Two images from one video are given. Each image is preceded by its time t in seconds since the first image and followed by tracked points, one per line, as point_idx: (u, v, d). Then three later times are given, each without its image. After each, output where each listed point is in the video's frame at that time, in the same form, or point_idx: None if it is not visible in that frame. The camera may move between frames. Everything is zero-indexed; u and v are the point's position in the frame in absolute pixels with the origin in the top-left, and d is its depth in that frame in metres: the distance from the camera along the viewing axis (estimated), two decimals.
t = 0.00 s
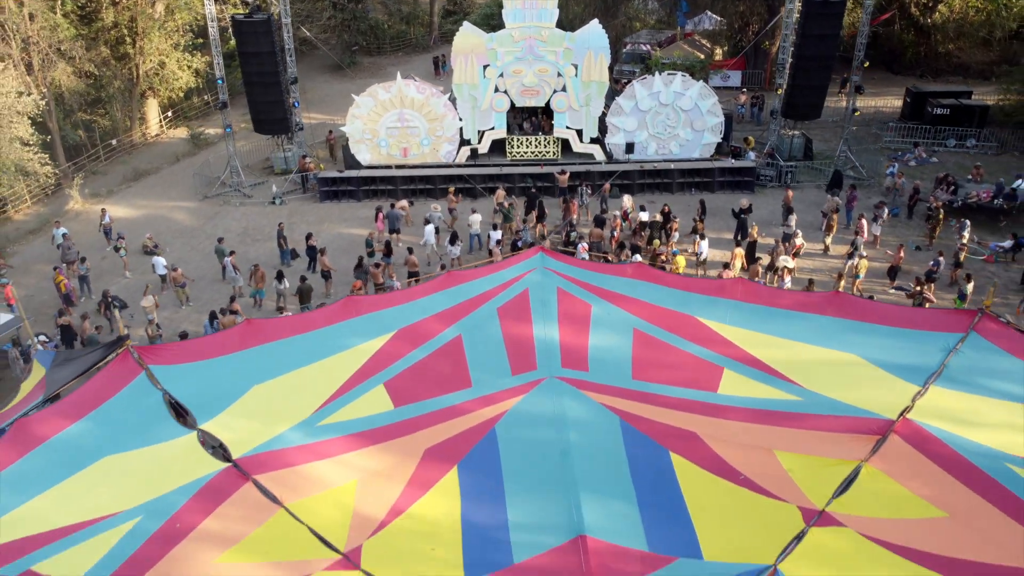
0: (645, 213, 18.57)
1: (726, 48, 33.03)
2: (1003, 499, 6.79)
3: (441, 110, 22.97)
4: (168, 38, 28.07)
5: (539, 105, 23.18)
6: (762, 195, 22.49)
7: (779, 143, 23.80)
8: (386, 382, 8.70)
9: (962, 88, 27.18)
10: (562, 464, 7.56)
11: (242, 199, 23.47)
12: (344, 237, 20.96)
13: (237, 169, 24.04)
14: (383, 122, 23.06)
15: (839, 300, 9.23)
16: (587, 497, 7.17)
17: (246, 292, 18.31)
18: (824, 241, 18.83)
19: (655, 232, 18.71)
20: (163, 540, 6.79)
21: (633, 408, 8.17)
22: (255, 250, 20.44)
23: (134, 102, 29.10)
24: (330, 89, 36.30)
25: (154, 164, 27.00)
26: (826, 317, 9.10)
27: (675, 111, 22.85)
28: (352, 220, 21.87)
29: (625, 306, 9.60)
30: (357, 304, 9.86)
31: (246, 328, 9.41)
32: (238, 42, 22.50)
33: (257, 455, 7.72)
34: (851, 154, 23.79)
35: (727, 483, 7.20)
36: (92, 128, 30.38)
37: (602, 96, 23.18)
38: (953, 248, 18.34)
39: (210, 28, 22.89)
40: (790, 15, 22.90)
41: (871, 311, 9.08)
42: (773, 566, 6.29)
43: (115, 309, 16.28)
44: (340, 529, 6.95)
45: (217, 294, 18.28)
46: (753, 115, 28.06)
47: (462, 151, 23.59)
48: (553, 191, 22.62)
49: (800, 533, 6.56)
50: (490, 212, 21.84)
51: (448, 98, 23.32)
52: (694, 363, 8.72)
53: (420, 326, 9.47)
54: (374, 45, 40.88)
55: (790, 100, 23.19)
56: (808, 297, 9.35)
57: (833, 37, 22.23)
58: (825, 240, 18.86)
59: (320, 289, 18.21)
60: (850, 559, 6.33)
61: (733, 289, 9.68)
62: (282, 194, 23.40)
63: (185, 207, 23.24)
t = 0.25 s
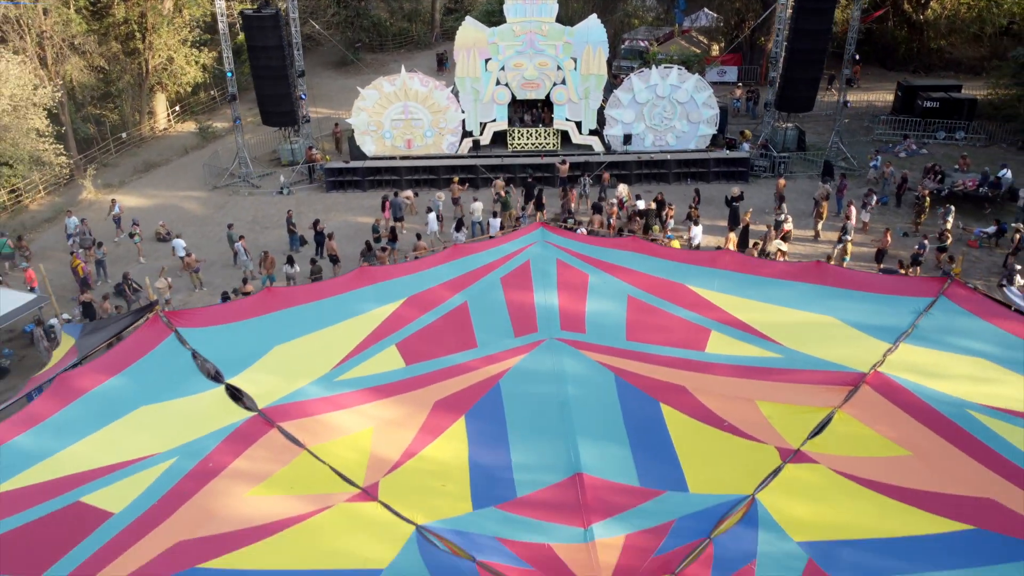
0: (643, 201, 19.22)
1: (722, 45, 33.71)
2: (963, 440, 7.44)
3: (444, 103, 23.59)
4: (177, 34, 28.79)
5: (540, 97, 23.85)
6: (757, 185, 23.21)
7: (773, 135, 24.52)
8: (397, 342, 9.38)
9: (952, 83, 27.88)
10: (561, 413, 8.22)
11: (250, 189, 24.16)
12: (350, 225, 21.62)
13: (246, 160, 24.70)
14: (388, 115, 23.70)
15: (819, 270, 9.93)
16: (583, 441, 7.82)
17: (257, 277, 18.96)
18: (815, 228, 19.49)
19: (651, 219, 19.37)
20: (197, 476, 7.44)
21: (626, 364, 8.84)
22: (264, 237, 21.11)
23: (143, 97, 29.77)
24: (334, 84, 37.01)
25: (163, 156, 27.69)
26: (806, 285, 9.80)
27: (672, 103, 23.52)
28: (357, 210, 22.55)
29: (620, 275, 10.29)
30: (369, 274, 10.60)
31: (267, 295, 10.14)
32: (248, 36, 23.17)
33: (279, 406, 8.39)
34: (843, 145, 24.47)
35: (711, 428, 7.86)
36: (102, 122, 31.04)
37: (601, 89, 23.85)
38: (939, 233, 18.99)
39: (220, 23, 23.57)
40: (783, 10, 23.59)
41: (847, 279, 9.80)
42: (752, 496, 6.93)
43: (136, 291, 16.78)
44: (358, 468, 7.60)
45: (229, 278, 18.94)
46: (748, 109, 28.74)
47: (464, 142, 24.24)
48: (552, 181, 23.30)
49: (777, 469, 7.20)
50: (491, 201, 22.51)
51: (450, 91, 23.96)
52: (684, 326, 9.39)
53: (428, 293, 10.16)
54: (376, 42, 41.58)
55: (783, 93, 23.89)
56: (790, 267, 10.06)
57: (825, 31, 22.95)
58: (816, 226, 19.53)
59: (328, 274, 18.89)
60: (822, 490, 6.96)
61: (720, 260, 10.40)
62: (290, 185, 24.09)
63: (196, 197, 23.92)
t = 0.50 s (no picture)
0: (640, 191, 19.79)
1: (719, 41, 34.35)
2: (932, 395, 8.04)
3: (447, 96, 24.14)
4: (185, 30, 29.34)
5: (540, 91, 24.45)
6: (751, 176, 23.89)
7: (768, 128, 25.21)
8: (407, 312, 9.99)
9: (944, 77, 28.46)
10: (560, 373, 8.82)
11: (258, 180, 24.78)
12: (356, 215, 22.23)
13: (253, 152, 25.31)
14: (392, 108, 24.26)
15: (802, 246, 10.61)
16: (580, 398, 8.42)
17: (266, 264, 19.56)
18: (807, 216, 20.07)
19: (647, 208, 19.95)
20: (223, 428, 8.03)
21: (622, 331, 9.44)
22: (272, 226, 21.72)
23: (151, 91, 30.35)
24: (337, 80, 37.66)
25: (172, 149, 28.33)
26: (790, 260, 10.46)
27: (669, 96, 24.13)
28: (362, 200, 23.17)
29: (616, 251, 10.93)
30: (380, 251, 11.30)
31: (283, 270, 10.83)
32: (255, 31, 23.77)
33: (298, 368, 8.98)
34: (836, 138, 25.08)
35: (700, 386, 8.46)
36: (110, 116, 31.62)
37: (600, 83, 24.50)
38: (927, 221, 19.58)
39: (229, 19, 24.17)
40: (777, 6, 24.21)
41: (828, 254, 10.45)
42: (736, 443, 7.52)
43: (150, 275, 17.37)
44: (372, 422, 8.20)
45: (240, 264, 19.53)
46: (744, 103, 29.38)
47: (466, 135, 24.83)
48: (552, 172, 23.92)
49: (759, 421, 7.79)
50: (492, 191, 23.11)
51: (453, 85, 24.50)
52: (676, 296, 10.01)
53: (435, 268, 10.78)
54: (379, 39, 42.23)
55: (777, 87, 24.54)
56: (776, 244, 10.74)
57: (817, 27, 23.57)
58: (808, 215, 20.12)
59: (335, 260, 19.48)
60: (801, 438, 7.56)
61: (710, 238, 11.05)
62: (296, 176, 24.73)
63: (204, 188, 24.54)
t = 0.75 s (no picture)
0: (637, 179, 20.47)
1: (717, 37, 35.05)
2: (903, 351, 8.71)
3: (450, 89, 24.78)
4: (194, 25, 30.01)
5: (540, 84, 25.13)
6: (746, 167, 24.67)
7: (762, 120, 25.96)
8: (417, 281, 10.67)
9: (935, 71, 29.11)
10: (560, 334, 9.50)
11: (266, 171, 25.47)
12: (362, 203, 22.92)
13: (261, 144, 26.00)
14: (396, 101, 24.90)
15: (787, 221, 11.30)
16: (579, 356, 9.09)
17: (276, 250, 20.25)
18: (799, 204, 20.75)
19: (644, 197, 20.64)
20: (250, 381, 8.73)
21: (618, 297, 10.12)
22: (281, 214, 22.41)
23: (161, 85, 31.04)
24: (342, 76, 38.36)
25: (181, 142, 29.03)
26: (776, 233, 11.14)
27: (666, 89, 24.81)
28: (368, 189, 23.86)
29: (612, 226, 11.62)
30: (390, 227, 12.02)
31: (301, 243, 11.56)
32: (264, 26, 24.46)
33: (317, 330, 9.66)
34: (828, 130, 25.84)
35: (689, 345, 9.13)
36: (120, 110, 32.33)
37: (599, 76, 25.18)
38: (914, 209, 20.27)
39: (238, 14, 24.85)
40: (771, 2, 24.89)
41: (811, 228, 11.15)
42: (720, 393, 8.20)
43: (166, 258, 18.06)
44: (387, 377, 8.89)
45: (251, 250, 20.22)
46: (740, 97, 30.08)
47: (469, 127, 25.48)
48: (552, 163, 24.61)
49: (742, 374, 8.47)
50: (494, 181, 23.80)
51: (456, 78, 25.14)
52: (668, 266, 10.68)
53: (443, 242, 11.46)
54: (382, 36, 42.95)
55: (771, 81, 25.23)
56: (763, 219, 11.43)
57: (810, 22, 24.25)
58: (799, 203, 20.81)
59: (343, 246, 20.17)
60: (780, 388, 8.22)
61: (701, 215, 11.76)
62: (304, 167, 25.44)
63: (214, 178, 25.23)
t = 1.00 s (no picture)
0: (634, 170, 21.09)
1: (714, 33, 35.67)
2: (880, 317, 9.31)
3: (452, 83, 25.39)
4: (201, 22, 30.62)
5: (541, 78, 25.74)
6: (741, 158, 25.43)
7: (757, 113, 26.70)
8: (425, 257, 11.29)
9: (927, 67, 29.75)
10: (559, 304, 10.13)
11: (273, 163, 26.10)
12: (366, 194, 23.53)
13: (268, 137, 26.64)
14: (400, 94, 25.50)
15: (775, 201, 11.93)
16: (577, 323, 9.71)
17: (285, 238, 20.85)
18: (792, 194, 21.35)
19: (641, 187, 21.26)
20: (270, 345, 9.36)
21: (614, 270, 10.73)
22: (289, 205, 23.02)
23: (168, 80, 31.65)
24: (345, 72, 39.00)
25: (189, 136, 29.65)
26: (764, 212, 11.77)
27: (663, 84, 25.43)
28: (373, 181, 24.49)
29: (609, 206, 12.25)
30: (399, 208, 12.65)
31: (314, 222, 12.19)
32: (271, 21, 25.08)
33: (331, 300, 10.28)
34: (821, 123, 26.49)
35: (680, 313, 9.76)
36: (129, 105, 33.00)
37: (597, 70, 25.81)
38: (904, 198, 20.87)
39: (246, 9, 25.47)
40: None
41: (797, 208, 11.77)
42: (708, 353, 8.83)
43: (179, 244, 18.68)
44: (397, 342, 9.52)
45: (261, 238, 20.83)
46: (736, 92, 30.73)
47: (471, 120, 26.10)
48: (552, 155, 25.25)
49: (729, 337, 9.09)
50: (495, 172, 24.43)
51: (458, 72, 25.74)
52: (662, 243, 11.30)
53: (448, 221, 12.09)
54: (384, 33, 43.62)
55: (766, 76, 25.87)
56: (752, 200, 12.05)
57: (804, 17, 24.86)
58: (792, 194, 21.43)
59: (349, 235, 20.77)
60: (764, 350, 8.84)
61: (693, 196, 12.40)
62: (310, 160, 26.09)
63: (222, 170, 25.86)
